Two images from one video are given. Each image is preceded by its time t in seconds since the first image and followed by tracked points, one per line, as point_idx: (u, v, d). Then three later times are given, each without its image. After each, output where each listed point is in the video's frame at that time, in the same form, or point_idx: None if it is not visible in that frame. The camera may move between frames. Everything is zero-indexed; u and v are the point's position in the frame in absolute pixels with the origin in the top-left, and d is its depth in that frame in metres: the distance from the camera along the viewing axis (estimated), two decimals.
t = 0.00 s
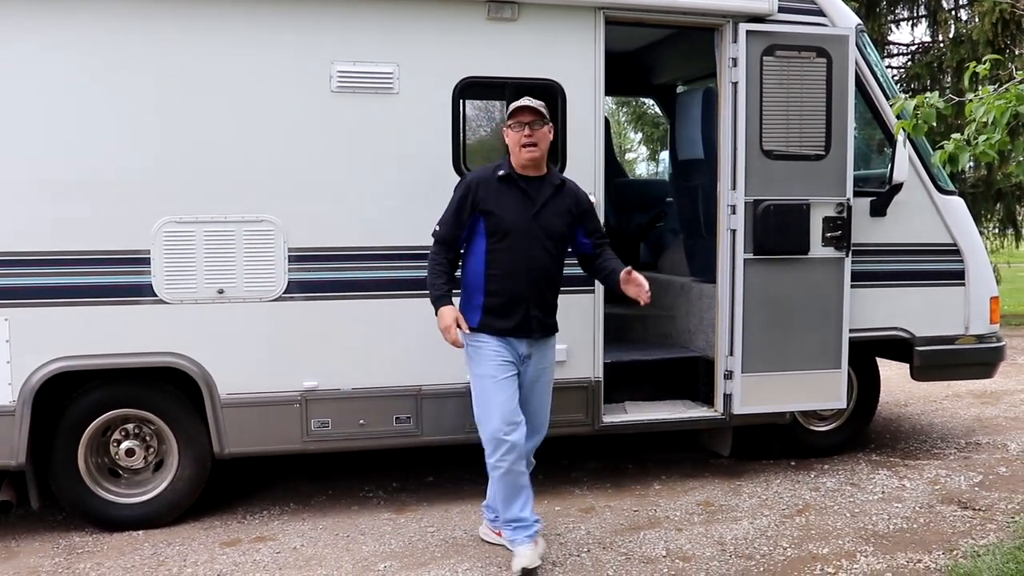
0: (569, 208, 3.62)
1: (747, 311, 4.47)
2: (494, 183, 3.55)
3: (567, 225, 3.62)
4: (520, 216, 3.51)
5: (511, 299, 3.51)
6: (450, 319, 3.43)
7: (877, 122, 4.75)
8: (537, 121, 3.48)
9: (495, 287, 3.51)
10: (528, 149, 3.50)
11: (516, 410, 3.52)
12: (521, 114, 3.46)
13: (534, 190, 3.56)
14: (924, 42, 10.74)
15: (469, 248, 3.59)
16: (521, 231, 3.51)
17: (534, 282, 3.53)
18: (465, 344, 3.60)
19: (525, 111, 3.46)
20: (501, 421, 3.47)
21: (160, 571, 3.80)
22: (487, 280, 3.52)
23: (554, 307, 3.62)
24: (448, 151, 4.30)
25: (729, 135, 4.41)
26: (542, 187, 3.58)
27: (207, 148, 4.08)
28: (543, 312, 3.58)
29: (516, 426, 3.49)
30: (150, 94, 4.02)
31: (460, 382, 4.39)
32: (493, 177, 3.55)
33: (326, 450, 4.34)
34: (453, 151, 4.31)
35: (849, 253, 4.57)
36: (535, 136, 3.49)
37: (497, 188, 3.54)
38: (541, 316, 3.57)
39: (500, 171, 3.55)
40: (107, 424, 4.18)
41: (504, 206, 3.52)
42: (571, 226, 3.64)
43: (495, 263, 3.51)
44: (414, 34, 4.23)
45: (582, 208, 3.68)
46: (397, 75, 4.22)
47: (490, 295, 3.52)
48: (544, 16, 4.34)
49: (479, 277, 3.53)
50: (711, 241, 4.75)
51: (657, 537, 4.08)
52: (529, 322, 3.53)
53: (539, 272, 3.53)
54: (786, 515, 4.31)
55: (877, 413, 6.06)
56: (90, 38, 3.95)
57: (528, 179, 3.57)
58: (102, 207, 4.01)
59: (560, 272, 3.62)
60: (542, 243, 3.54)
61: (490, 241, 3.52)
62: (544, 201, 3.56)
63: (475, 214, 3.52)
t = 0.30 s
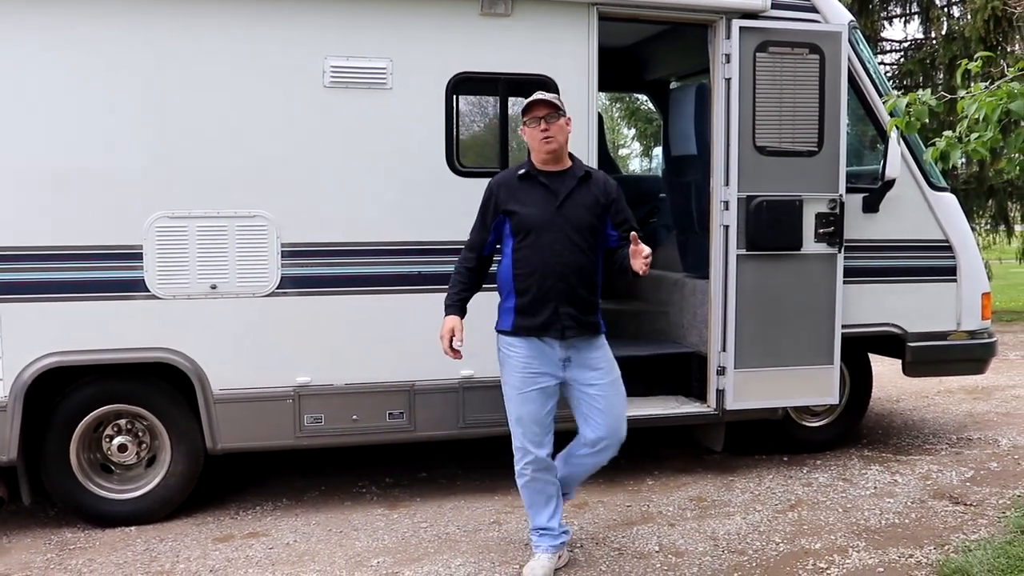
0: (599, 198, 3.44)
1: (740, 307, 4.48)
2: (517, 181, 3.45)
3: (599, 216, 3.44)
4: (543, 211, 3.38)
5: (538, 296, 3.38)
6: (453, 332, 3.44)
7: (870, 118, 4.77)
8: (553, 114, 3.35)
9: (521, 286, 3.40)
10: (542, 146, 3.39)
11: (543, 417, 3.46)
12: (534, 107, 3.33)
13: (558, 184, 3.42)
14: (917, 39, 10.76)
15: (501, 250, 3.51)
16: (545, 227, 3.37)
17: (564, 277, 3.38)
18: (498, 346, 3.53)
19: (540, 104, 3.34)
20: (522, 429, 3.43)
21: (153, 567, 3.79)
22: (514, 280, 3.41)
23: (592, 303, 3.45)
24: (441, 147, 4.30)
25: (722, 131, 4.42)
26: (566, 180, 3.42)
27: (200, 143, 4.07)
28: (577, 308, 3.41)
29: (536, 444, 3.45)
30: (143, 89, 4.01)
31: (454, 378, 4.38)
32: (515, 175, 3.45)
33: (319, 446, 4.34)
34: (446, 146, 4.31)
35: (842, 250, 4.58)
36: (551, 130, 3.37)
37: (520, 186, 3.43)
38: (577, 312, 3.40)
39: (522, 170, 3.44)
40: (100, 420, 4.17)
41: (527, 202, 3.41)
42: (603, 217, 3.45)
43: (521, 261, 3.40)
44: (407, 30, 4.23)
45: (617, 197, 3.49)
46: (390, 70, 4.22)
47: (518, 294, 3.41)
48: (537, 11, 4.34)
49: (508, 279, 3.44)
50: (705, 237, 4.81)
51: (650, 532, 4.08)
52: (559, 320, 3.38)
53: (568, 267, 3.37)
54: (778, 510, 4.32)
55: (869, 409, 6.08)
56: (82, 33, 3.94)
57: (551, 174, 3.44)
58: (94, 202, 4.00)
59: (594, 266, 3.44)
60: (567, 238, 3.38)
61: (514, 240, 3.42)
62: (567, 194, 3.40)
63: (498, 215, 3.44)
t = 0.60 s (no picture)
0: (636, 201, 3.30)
1: (730, 305, 4.48)
2: (561, 181, 3.44)
3: (633, 220, 3.30)
4: (572, 212, 3.34)
5: (562, 296, 3.37)
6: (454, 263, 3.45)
7: (859, 117, 4.79)
8: (588, 113, 3.29)
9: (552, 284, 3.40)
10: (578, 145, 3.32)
11: (561, 419, 3.43)
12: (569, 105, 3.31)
13: (594, 184, 3.35)
14: (906, 38, 10.79)
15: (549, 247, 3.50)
16: (574, 227, 3.33)
17: (588, 281, 3.30)
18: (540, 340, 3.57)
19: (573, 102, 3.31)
20: (533, 425, 3.45)
21: (142, 565, 3.78)
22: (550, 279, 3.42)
23: (621, 311, 3.31)
24: (431, 144, 4.30)
25: (712, 129, 4.42)
26: (602, 180, 3.34)
27: (190, 140, 4.06)
28: (599, 312, 3.30)
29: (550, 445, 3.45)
30: (132, 86, 4.00)
31: (444, 375, 4.38)
32: (559, 174, 3.45)
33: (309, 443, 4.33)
34: (436, 143, 4.30)
35: (831, 248, 4.60)
36: (586, 128, 3.30)
37: (562, 186, 3.42)
38: (598, 317, 3.30)
39: (567, 169, 3.43)
40: (89, 418, 4.15)
41: (565, 202, 3.38)
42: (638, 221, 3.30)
43: (553, 263, 3.39)
44: (398, 27, 4.22)
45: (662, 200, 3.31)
46: (381, 68, 4.22)
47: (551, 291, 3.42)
48: (527, 9, 4.35)
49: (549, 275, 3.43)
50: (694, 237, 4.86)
51: (640, 530, 4.09)
52: (575, 322, 3.33)
53: (593, 270, 3.29)
54: (768, 507, 4.33)
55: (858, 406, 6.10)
56: (71, 29, 3.92)
57: (591, 173, 3.37)
58: (83, 198, 3.98)
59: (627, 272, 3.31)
60: (593, 238, 3.30)
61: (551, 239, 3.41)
62: (601, 194, 3.32)
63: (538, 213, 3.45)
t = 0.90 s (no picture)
0: (674, 199, 3.24)
1: (722, 305, 4.49)
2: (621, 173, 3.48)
3: (669, 218, 3.24)
4: (620, 206, 3.39)
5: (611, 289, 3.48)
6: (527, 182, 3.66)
7: (851, 117, 4.80)
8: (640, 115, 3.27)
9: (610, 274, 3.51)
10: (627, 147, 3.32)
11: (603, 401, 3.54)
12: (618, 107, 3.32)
13: (641, 181, 3.36)
14: (897, 38, 10.81)
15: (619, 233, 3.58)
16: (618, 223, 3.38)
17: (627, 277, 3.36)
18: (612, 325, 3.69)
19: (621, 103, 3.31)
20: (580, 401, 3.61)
21: (132, 564, 3.77)
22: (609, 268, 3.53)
23: (659, 309, 3.32)
24: (422, 143, 4.29)
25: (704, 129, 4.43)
26: (647, 178, 3.34)
27: (181, 139, 4.05)
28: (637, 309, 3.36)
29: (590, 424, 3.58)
30: (123, 84, 3.99)
31: (435, 374, 4.38)
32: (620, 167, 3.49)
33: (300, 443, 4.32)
34: (427, 142, 4.30)
35: (823, 247, 4.61)
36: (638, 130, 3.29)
37: (621, 179, 3.46)
38: (633, 313, 3.36)
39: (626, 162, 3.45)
40: (79, 417, 4.14)
41: (618, 197, 3.43)
42: (673, 219, 3.23)
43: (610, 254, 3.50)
44: (389, 26, 4.22)
45: (702, 198, 3.19)
46: (372, 66, 4.21)
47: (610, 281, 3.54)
48: (518, 8, 4.35)
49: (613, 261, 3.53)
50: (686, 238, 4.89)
51: (631, 529, 4.09)
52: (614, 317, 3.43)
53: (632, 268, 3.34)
54: (759, 506, 4.33)
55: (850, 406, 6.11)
56: (61, 28, 3.91)
57: (643, 169, 3.38)
58: (73, 197, 3.97)
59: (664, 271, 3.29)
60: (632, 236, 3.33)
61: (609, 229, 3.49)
62: (643, 192, 3.32)
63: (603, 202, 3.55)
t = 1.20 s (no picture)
0: (696, 200, 3.27)
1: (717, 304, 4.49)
2: (644, 177, 3.50)
3: (692, 219, 3.26)
4: (644, 211, 3.41)
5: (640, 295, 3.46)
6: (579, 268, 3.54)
7: (845, 116, 4.80)
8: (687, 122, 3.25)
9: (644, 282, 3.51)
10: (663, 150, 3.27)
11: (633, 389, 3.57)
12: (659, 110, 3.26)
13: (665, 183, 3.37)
14: (891, 37, 10.82)
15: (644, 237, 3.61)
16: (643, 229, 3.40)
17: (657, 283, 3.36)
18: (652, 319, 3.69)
19: (663, 105, 3.26)
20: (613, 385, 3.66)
21: (126, 563, 3.76)
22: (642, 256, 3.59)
23: (690, 310, 3.33)
24: (417, 142, 4.29)
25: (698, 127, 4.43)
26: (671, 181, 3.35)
27: (176, 137, 4.05)
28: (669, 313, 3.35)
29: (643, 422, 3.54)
30: (118, 83, 3.98)
31: (429, 373, 4.37)
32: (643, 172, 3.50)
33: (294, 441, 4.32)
34: (421, 140, 4.30)
35: (817, 246, 4.61)
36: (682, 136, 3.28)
37: (645, 183, 3.48)
38: (661, 314, 3.36)
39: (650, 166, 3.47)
40: (72, 415, 4.13)
41: (643, 202, 3.44)
42: (696, 220, 3.24)
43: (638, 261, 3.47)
44: (384, 24, 4.22)
45: (724, 198, 3.22)
46: (366, 65, 4.21)
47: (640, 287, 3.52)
48: (512, 6, 4.35)
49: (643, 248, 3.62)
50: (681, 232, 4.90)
51: (625, 527, 4.09)
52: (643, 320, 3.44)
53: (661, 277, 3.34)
54: (753, 505, 4.34)
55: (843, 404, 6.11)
56: (55, 26, 3.90)
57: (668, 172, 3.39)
58: (66, 195, 3.96)
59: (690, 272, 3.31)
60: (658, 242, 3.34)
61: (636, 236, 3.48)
62: (667, 195, 3.33)
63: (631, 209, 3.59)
